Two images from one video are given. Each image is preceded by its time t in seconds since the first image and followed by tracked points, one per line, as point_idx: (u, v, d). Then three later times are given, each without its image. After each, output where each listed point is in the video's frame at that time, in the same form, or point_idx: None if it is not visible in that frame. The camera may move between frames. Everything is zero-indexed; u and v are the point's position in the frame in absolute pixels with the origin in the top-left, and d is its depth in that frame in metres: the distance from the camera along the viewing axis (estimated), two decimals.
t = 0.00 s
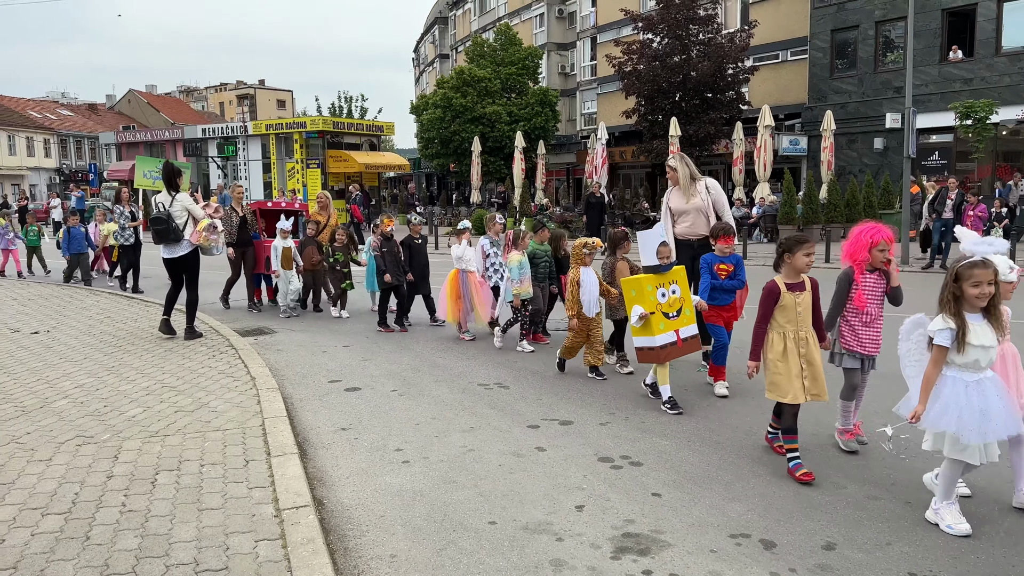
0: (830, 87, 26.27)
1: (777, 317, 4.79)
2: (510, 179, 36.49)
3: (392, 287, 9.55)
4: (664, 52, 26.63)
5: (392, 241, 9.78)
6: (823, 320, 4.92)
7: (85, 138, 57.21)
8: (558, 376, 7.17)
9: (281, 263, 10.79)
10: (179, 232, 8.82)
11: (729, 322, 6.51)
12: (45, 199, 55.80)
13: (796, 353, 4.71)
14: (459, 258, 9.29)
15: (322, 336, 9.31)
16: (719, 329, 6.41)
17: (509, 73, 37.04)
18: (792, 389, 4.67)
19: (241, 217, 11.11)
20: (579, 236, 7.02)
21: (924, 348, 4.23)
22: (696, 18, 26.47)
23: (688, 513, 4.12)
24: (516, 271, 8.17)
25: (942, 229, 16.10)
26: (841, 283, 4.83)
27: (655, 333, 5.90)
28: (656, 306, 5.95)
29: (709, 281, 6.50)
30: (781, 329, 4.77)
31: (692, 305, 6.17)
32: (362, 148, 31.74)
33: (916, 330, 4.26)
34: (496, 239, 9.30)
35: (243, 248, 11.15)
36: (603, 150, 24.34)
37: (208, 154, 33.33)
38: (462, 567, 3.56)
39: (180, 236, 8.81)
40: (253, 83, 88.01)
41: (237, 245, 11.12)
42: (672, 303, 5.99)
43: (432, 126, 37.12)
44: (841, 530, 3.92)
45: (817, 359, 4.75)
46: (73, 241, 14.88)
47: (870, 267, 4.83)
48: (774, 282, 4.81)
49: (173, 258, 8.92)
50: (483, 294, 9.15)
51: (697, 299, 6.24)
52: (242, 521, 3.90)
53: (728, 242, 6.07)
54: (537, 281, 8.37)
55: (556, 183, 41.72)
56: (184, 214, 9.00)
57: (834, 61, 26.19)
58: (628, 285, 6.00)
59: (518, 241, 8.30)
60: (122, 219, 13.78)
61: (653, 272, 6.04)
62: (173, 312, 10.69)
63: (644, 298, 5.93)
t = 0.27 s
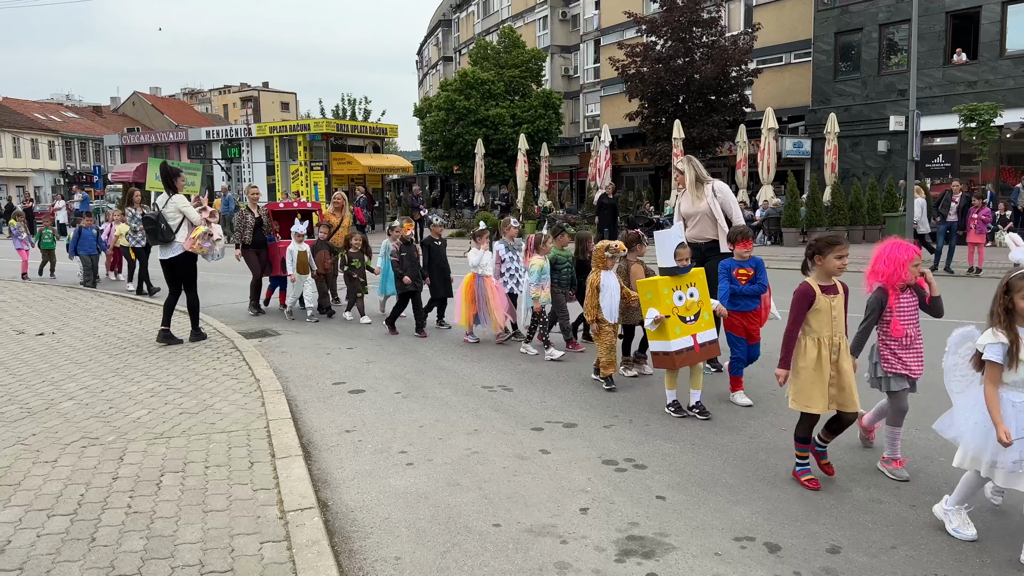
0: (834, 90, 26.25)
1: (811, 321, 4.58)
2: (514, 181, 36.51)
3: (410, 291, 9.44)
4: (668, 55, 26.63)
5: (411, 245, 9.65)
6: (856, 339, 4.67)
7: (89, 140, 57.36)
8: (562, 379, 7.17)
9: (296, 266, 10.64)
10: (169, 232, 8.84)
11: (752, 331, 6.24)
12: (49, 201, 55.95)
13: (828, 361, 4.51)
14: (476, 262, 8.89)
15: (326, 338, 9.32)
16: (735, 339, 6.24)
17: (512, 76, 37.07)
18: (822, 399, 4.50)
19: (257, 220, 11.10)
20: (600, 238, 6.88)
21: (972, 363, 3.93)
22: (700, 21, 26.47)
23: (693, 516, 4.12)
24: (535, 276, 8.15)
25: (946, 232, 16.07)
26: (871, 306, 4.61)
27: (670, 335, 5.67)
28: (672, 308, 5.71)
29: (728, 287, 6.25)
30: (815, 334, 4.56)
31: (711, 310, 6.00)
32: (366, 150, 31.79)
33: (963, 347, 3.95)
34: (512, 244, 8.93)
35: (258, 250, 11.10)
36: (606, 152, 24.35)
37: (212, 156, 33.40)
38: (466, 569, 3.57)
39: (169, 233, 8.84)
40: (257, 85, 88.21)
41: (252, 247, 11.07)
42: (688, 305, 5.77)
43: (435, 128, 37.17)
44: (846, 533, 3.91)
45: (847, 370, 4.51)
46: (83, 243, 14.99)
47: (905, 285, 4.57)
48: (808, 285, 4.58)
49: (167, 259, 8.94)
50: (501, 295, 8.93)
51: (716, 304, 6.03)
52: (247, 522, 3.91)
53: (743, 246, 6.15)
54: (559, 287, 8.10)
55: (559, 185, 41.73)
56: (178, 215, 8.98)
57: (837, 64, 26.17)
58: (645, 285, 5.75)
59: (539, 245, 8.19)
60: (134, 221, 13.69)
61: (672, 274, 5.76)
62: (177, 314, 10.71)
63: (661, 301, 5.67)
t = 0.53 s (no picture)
0: (838, 92, 26.23)
1: (854, 338, 4.22)
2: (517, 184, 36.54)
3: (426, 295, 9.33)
4: (671, 57, 26.63)
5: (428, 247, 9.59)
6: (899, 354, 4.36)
7: (93, 142, 57.54)
8: (567, 381, 7.18)
9: (310, 270, 10.50)
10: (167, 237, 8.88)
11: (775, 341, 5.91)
12: (55, 203, 56.16)
13: (869, 381, 4.15)
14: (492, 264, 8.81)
15: (330, 341, 9.33)
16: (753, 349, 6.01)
17: (516, 78, 37.11)
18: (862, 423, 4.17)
19: (271, 224, 10.94)
20: (620, 242, 6.64)
21: None
22: (703, 23, 26.47)
23: (697, 518, 4.12)
24: (557, 277, 7.88)
25: (951, 235, 16.05)
26: (909, 311, 4.34)
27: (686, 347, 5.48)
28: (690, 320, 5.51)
29: (753, 295, 5.86)
30: (857, 352, 4.20)
31: (737, 323, 5.63)
32: (370, 152, 31.86)
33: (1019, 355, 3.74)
34: (528, 245, 8.85)
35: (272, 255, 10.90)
36: (610, 154, 24.36)
37: (217, 158, 33.47)
38: (470, 572, 3.56)
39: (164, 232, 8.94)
40: (261, 88, 88.42)
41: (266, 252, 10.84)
42: (708, 317, 5.53)
43: (439, 130, 37.24)
44: (851, 536, 3.91)
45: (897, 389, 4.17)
46: (93, 245, 14.80)
47: (943, 288, 4.32)
48: (850, 298, 4.26)
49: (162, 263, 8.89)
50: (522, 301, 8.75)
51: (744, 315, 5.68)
52: (251, 525, 3.91)
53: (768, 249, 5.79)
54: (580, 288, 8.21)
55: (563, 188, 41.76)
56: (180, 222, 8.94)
57: (842, 66, 26.14)
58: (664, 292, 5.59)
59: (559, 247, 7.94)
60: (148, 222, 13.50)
61: (694, 283, 5.55)
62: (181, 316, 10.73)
63: (679, 310, 5.51)
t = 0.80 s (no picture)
0: (841, 95, 26.21)
1: (902, 344, 3.96)
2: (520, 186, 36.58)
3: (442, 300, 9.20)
4: (675, 60, 26.65)
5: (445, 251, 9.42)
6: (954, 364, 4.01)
7: (98, 144, 57.73)
8: (570, 384, 7.18)
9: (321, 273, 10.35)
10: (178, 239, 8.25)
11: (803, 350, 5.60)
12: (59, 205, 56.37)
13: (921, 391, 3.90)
14: (507, 269, 8.68)
15: (334, 342, 9.35)
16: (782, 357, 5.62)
17: (520, 80, 37.15)
18: (921, 434, 3.87)
19: (283, 225, 10.69)
20: (643, 246, 6.50)
21: None
22: (707, 26, 26.48)
23: (700, 521, 4.11)
24: (574, 281, 7.80)
25: (955, 238, 16.03)
26: (961, 323, 4.03)
27: (706, 352, 5.23)
28: (711, 324, 5.27)
29: (779, 302, 5.56)
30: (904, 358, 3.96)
31: (760, 329, 5.37)
32: (373, 155, 31.92)
33: None
34: (547, 250, 8.71)
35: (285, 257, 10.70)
36: (613, 157, 24.38)
37: (220, 160, 33.55)
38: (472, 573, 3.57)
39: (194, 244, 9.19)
40: (265, 91, 88.63)
41: (279, 255, 10.68)
42: (730, 321, 5.29)
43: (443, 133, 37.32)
44: (855, 539, 3.90)
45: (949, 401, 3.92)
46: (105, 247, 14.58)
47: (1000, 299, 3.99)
48: (899, 302, 3.98)
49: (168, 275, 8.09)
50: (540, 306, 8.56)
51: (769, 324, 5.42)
52: (255, 526, 3.92)
53: (796, 253, 5.55)
54: (595, 292, 8.00)
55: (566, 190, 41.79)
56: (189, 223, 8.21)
57: (845, 69, 26.13)
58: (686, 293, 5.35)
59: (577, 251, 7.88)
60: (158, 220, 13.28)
61: (717, 284, 5.31)
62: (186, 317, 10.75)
63: (699, 313, 5.28)
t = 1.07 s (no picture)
0: (845, 96, 26.16)
1: (948, 363, 3.64)
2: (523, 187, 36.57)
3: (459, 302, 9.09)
4: (678, 62, 26.65)
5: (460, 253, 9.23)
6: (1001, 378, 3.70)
7: (102, 145, 57.81)
8: (572, 386, 7.18)
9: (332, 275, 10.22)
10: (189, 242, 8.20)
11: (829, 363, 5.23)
12: (63, 207, 56.52)
13: (971, 414, 3.57)
14: (527, 272, 8.33)
15: (337, 344, 9.35)
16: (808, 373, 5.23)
17: (523, 82, 37.16)
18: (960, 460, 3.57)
19: (294, 228, 10.48)
20: (664, 247, 6.27)
21: None
22: (710, 27, 26.45)
23: (702, 524, 4.11)
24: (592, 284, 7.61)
25: (958, 240, 15.99)
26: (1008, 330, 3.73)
27: (730, 368, 5.00)
28: (733, 339, 5.02)
29: (803, 315, 5.18)
30: (951, 380, 3.63)
31: (783, 341, 5.20)
32: (376, 156, 31.94)
33: None
34: (564, 250, 8.44)
35: (296, 261, 10.53)
36: (616, 159, 24.36)
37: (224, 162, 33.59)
38: None
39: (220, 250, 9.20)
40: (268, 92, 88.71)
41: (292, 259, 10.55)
42: (752, 334, 5.07)
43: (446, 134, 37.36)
44: (857, 542, 3.90)
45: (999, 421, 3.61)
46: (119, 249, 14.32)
47: None
48: (945, 320, 3.64)
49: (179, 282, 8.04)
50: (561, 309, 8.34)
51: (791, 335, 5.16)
52: (257, 528, 3.92)
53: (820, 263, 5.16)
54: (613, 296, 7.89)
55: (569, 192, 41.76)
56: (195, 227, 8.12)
57: (848, 71, 26.09)
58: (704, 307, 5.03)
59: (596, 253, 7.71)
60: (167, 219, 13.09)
61: (738, 296, 5.07)
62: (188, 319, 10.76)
63: (721, 327, 5.01)
